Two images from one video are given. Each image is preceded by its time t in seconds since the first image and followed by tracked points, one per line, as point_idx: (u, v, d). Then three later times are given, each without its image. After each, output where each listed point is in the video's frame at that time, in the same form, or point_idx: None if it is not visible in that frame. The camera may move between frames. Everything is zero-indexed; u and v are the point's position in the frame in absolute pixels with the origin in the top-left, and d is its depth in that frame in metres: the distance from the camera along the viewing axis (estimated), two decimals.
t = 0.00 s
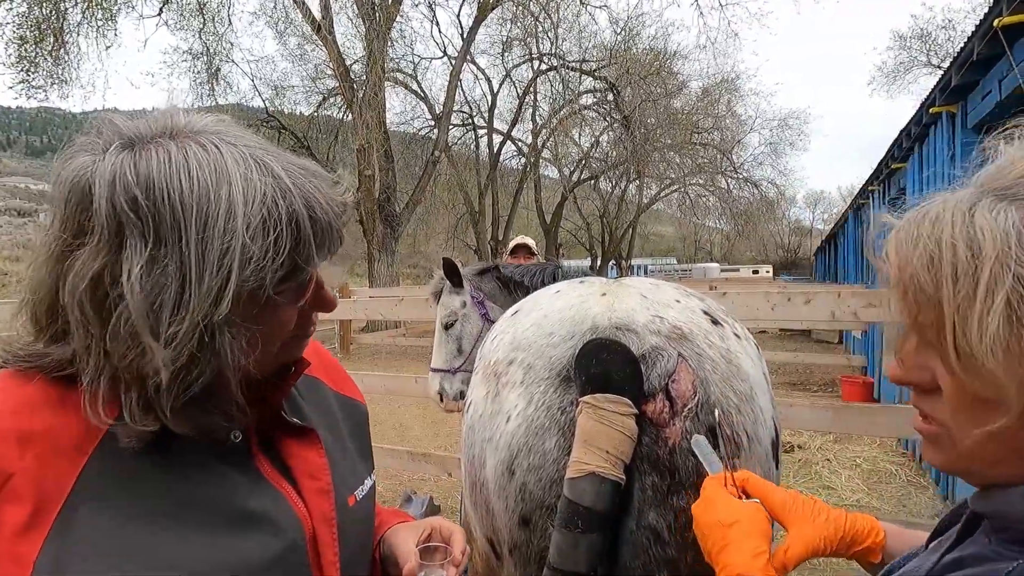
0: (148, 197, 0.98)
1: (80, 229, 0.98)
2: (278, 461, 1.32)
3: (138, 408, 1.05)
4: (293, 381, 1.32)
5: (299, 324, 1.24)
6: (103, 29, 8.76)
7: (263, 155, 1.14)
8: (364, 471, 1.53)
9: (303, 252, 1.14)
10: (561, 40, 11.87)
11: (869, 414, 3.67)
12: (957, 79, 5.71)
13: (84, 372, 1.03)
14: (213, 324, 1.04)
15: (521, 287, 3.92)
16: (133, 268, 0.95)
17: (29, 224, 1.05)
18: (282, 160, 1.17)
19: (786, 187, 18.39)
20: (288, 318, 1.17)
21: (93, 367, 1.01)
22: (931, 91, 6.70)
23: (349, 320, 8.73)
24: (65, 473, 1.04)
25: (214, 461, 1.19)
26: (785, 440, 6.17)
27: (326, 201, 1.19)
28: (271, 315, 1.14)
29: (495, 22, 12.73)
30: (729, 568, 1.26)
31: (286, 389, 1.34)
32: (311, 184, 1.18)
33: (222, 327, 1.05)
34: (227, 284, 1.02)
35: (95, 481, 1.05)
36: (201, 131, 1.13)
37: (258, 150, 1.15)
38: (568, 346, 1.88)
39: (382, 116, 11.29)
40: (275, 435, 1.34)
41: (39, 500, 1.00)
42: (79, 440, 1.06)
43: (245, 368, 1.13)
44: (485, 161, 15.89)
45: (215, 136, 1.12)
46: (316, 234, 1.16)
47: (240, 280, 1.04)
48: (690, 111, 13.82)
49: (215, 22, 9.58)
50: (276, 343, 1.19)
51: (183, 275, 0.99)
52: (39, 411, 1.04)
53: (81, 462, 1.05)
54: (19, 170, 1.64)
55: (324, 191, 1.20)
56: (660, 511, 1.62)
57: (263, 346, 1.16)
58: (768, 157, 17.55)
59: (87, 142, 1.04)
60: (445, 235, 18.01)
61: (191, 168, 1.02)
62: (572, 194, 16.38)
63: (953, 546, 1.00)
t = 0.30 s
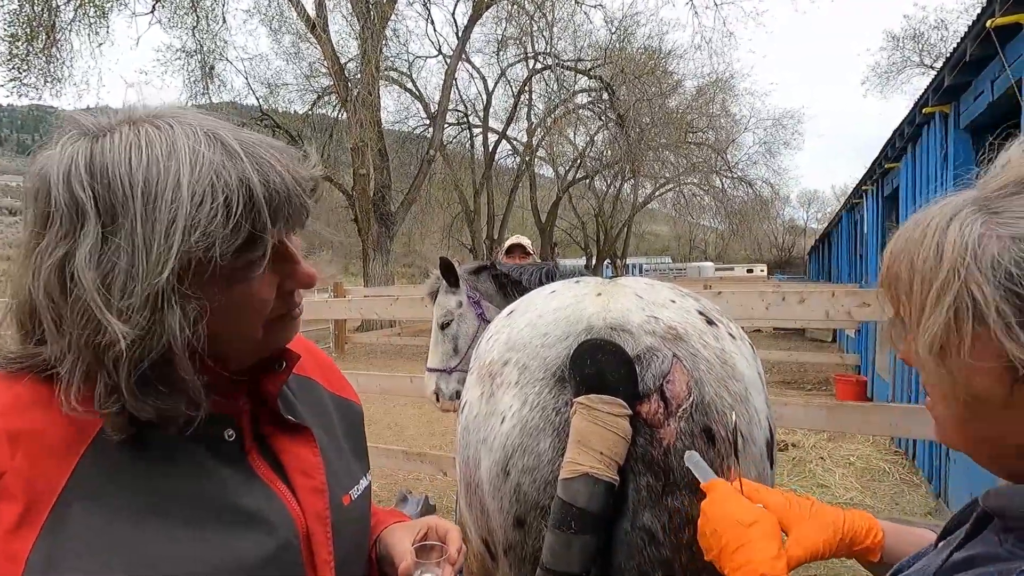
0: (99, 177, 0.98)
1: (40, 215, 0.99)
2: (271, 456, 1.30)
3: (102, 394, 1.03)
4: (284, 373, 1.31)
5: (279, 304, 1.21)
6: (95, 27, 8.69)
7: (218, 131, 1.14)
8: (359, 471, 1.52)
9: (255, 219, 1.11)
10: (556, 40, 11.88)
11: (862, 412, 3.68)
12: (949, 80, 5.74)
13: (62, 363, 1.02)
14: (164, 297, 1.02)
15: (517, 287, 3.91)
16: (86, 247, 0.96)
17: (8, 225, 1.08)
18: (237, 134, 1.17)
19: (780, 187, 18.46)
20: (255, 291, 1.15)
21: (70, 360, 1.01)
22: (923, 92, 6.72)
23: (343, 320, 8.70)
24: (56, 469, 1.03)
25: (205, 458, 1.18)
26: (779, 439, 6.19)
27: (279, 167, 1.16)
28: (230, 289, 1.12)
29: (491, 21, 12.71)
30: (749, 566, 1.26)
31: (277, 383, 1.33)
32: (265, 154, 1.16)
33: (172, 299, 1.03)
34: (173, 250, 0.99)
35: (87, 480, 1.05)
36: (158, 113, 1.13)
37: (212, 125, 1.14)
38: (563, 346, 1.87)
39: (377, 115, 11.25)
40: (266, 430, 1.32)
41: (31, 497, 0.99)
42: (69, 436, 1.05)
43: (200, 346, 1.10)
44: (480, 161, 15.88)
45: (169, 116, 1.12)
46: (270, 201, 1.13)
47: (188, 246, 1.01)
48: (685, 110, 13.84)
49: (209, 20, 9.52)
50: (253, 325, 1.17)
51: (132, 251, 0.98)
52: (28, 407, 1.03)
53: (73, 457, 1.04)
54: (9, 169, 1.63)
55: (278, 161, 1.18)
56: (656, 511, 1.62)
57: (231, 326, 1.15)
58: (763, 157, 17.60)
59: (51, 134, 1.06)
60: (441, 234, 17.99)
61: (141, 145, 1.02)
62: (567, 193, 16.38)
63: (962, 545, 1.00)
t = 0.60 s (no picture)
0: (91, 188, 0.95)
1: (23, 225, 0.96)
2: (254, 456, 1.29)
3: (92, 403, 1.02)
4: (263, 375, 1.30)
5: (267, 312, 1.21)
6: (84, 24, 8.61)
7: (209, 139, 1.11)
8: (347, 470, 1.51)
9: (252, 233, 1.11)
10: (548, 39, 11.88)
11: (853, 409, 3.71)
12: (939, 79, 5.78)
13: (41, 372, 1.01)
14: (162, 312, 1.01)
15: (510, 287, 3.90)
16: (76, 259, 0.93)
17: None
18: (230, 143, 1.15)
19: (772, 185, 18.53)
20: (250, 303, 1.14)
21: (51, 369, 1.00)
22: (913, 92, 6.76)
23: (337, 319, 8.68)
24: (32, 472, 1.02)
25: (188, 460, 1.17)
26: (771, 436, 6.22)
27: (274, 180, 1.16)
28: (230, 303, 1.12)
29: (483, 19, 12.69)
30: (738, 551, 1.24)
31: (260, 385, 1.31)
32: (261, 166, 1.15)
33: (172, 313, 1.02)
34: (170, 267, 0.99)
35: (66, 481, 1.04)
36: (147, 118, 1.10)
37: (204, 134, 1.12)
38: (555, 345, 1.87)
39: (369, 113, 11.20)
40: (249, 432, 1.31)
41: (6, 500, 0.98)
42: (46, 439, 1.04)
43: (199, 358, 1.10)
44: (473, 159, 15.85)
45: (159, 123, 1.10)
46: (266, 216, 1.13)
47: (186, 263, 1.01)
48: (677, 109, 13.87)
49: (199, 17, 9.46)
50: (244, 332, 1.17)
51: (128, 266, 0.97)
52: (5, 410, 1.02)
53: (50, 460, 1.04)
54: None
55: (273, 172, 1.17)
56: (647, 510, 1.62)
57: (227, 337, 1.15)
58: (755, 155, 17.67)
59: (31, 138, 1.02)
60: (434, 233, 17.96)
61: (134, 155, 1.00)
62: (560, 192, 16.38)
63: (944, 547, 1.01)
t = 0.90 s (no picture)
0: (66, 194, 0.92)
1: None
2: (240, 459, 1.28)
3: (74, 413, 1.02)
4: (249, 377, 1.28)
5: (253, 316, 1.21)
6: (69, 20, 8.49)
7: (190, 140, 1.09)
8: (336, 469, 1.50)
9: (236, 240, 1.09)
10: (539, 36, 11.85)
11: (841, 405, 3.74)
12: (925, 76, 5.83)
13: (19, 381, 1.00)
14: (145, 322, 0.99)
15: (500, 285, 3.89)
16: (53, 267, 0.91)
17: None
18: (211, 144, 1.12)
19: (762, 183, 18.63)
20: (236, 309, 1.14)
21: (28, 379, 0.99)
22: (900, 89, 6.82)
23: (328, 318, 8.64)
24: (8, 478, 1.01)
25: (171, 464, 1.16)
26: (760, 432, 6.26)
27: (259, 183, 1.14)
28: (216, 310, 1.10)
29: (474, 17, 12.65)
30: (677, 543, 1.32)
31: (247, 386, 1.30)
32: (244, 168, 1.12)
33: (155, 323, 1.00)
34: (152, 278, 0.97)
35: (42, 486, 1.03)
36: (125, 118, 1.07)
37: (184, 134, 1.09)
38: (545, 342, 1.87)
39: (359, 110, 11.13)
40: (236, 435, 1.30)
41: None
42: (21, 446, 1.04)
43: (186, 366, 1.09)
44: (464, 157, 15.80)
45: (137, 124, 1.07)
46: (250, 221, 1.11)
47: (167, 274, 0.99)
48: (668, 107, 13.90)
49: (187, 13, 9.36)
50: (229, 338, 1.16)
51: (107, 275, 0.94)
52: None
53: (26, 467, 1.03)
54: None
55: (257, 174, 1.14)
56: (638, 506, 1.62)
57: (213, 343, 1.14)
58: (745, 153, 17.75)
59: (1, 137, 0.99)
60: (425, 231, 17.91)
61: (109, 158, 0.97)
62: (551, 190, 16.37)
63: (904, 547, 1.14)
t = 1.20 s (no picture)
0: (50, 197, 0.92)
1: None
2: (229, 461, 1.27)
3: (60, 417, 1.01)
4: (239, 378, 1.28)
5: (242, 317, 1.21)
6: (54, 17, 8.38)
7: (176, 141, 1.08)
8: (327, 469, 1.50)
9: (224, 243, 1.08)
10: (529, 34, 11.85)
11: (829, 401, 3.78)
12: (912, 75, 5.90)
13: (4, 386, 0.99)
14: (134, 326, 0.99)
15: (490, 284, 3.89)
16: (41, 271, 0.90)
17: None
18: (197, 146, 1.11)
19: (752, 180, 18.72)
20: (225, 312, 1.14)
21: (13, 383, 0.97)
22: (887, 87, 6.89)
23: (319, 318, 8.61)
24: None
25: (159, 466, 1.16)
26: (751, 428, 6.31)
27: (246, 185, 1.13)
28: (202, 313, 1.10)
29: (464, 15, 12.62)
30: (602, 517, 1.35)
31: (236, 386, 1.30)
32: (231, 170, 1.11)
33: (143, 327, 1.00)
34: (138, 282, 0.96)
35: (26, 491, 1.03)
36: (109, 119, 1.06)
37: (169, 135, 1.08)
38: (535, 340, 1.88)
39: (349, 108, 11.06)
40: (226, 435, 1.30)
41: None
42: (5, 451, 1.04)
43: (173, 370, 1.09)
44: (455, 155, 15.77)
45: (123, 125, 1.06)
46: (238, 225, 1.10)
47: (155, 277, 0.98)
48: (658, 105, 13.94)
49: (174, 11, 9.28)
50: (219, 341, 1.16)
51: (92, 279, 0.93)
52: None
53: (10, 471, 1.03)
54: None
55: (244, 175, 1.14)
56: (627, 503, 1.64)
57: (203, 347, 1.14)
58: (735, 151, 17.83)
59: None
60: (416, 229, 17.85)
61: (95, 161, 0.96)
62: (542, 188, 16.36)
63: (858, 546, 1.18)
